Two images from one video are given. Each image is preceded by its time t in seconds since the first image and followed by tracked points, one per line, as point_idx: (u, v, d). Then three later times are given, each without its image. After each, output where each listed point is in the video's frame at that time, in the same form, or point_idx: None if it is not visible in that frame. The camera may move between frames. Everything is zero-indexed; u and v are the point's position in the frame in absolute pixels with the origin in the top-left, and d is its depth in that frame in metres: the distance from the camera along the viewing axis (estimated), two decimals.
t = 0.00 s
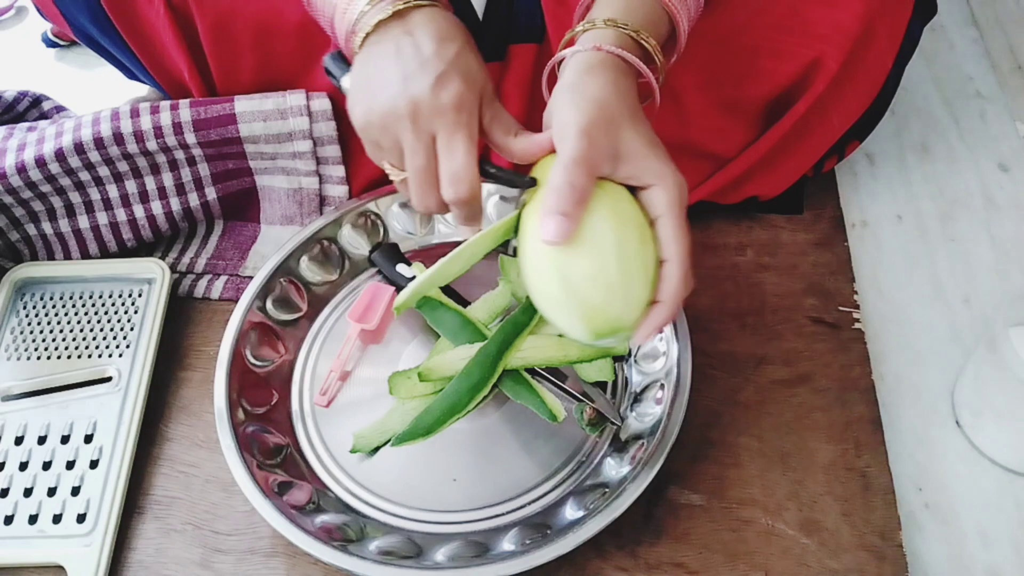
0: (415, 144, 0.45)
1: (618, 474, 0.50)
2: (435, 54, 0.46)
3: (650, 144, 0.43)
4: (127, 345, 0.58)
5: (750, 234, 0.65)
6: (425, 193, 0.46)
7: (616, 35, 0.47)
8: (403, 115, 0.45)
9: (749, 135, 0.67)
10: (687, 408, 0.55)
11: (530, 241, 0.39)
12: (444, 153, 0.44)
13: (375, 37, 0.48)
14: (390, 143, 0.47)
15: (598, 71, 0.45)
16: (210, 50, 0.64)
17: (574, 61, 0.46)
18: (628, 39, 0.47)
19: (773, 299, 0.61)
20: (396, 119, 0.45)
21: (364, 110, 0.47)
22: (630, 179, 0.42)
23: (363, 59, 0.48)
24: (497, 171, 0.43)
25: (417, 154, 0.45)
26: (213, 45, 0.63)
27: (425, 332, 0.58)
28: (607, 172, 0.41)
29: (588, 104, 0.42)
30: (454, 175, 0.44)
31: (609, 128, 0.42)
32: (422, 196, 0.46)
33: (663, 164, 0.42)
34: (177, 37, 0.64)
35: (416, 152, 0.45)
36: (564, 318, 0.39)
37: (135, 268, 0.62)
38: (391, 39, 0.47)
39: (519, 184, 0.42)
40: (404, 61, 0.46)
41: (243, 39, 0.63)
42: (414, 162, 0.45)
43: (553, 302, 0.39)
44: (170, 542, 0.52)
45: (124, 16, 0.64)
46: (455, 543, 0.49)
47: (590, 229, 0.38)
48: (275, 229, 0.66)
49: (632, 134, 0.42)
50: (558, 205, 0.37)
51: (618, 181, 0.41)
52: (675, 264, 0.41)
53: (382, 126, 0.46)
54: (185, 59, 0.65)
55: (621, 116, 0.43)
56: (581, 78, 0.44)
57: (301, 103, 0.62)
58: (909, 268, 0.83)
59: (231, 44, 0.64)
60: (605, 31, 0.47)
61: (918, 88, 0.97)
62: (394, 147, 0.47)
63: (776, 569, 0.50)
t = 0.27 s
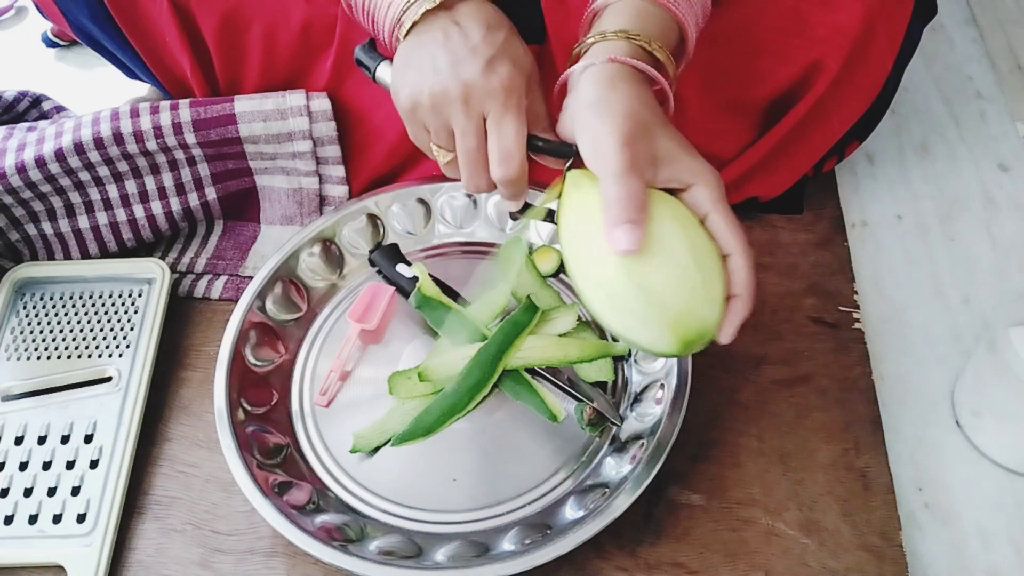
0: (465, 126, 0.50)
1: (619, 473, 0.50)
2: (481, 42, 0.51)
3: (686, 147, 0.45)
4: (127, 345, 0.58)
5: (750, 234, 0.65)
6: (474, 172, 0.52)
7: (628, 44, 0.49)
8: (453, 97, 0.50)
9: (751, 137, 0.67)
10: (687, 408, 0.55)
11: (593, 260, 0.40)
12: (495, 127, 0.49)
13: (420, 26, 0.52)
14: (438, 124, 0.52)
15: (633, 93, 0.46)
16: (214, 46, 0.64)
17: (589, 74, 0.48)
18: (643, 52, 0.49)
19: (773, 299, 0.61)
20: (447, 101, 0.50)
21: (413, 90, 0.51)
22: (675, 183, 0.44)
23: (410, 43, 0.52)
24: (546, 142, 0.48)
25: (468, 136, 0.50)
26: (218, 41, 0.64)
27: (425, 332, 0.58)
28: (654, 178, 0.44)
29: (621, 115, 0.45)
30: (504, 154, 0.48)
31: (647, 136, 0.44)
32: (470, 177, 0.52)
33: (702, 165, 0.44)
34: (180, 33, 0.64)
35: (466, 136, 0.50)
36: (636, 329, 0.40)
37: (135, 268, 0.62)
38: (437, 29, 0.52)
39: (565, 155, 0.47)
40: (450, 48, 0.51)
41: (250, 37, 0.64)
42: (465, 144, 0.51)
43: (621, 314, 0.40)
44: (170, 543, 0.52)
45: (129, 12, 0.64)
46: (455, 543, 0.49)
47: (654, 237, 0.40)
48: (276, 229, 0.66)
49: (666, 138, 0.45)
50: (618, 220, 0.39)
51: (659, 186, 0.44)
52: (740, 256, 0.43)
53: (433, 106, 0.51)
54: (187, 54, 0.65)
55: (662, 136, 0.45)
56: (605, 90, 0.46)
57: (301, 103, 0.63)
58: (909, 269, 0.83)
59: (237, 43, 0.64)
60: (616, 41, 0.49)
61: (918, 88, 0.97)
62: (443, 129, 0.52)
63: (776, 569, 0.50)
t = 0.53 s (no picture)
0: (460, 126, 0.51)
1: (619, 473, 0.50)
2: (466, 30, 0.50)
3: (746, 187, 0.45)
4: (127, 345, 0.58)
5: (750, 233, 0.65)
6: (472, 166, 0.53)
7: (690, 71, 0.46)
8: (447, 96, 0.50)
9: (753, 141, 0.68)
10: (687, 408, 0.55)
11: (689, 262, 0.35)
12: (492, 124, 0.49)
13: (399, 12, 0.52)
14: (432, 120, 0.52)
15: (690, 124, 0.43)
16: (218, 46, 0.64)
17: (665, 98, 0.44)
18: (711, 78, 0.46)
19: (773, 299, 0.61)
20: (440, 101, 0.50)
21: (403, 86, 0.51)
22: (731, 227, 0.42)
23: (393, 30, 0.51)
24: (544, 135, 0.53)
25: (463, 137, 0.51)
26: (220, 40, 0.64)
27: (426, 332, 0.58)
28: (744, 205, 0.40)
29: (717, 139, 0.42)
30: (501, 156, 0.49)
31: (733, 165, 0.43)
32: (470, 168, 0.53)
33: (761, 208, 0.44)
34: (182, 32, 0.64)
35: (461, 133, 0.51)
36: (696, 344, 0.35)
37: (135, 267, 0.62)
38: (420, 14, 0.51)
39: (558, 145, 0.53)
40: (437, 36, 0.50)
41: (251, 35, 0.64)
42: (460, 142, 0.51)
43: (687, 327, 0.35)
44: (170, 543, 0.52)
45: (130, 12, 0.64)
46: (455, 543, 0.49)
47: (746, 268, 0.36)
48: (276, 229, 0.66)
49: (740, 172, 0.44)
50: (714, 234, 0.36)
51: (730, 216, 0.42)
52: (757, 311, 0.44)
53: (426, 104, 0.51)
54: (189, 53, 0.65)
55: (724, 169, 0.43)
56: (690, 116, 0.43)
57: (301, 103, 0.63)
58: (909, 268, 0.83)
59: (239, 41, 0.65)
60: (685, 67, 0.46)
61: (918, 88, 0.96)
62: (437, 123, 0.52)
63: (776, 569, 0.50)
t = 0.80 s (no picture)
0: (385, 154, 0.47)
1: (618, 474, 0.50)
2: (395, 52, 0.49)
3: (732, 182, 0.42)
4: (127, 345, 0.58)
5: (751, 233, 0.65)
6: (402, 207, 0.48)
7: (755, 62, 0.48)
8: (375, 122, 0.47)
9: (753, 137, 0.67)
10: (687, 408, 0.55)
11: (588, 143, 0.38)
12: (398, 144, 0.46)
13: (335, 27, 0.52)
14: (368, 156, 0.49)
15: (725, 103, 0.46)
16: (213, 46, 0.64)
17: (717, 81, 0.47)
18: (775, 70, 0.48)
19: (773, 299, 0.61)
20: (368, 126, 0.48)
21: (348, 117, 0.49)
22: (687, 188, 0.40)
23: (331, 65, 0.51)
24: (468, 160, 0.49)
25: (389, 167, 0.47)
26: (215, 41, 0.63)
27: (426, 333, 0.58)
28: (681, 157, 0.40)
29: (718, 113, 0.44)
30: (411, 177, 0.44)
31: (708, 136, 0.42)
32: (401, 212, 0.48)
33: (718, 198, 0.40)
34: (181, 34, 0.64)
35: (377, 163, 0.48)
36: (554, 225, 0.38)
37: (135, 267, 0.62)
38: (346, 45, 0.51)
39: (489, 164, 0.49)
40: (364, 66, 0.50)
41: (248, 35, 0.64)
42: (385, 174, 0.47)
43: (551, 212, 0.38)
44: (170, 542, 0.52)
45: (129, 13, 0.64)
46: (455, 543, 0.49)
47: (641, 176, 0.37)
48: (275, 229, 0.66)
49: (725, 155, 0.42)
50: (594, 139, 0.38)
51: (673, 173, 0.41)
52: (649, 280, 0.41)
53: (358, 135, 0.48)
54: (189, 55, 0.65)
55: (720, 140, 0.42)
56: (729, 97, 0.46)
57: (301, 103, 0.62)
58: (909, 268, 0.83)
59: (236, 43, 0.64)
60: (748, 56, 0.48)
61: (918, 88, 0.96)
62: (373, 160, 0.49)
63: (776, 569, 0.50)
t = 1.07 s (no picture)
0: (333, 165, 0.49)
1: (618, 473, 0.50)
2: (343, 58, 0.48)
3: (667, 146, 0.45)
4: (127, 345, 0.58)
5: (751, 233, 0.65)
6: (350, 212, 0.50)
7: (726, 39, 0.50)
8: (315, 134, 0.48)
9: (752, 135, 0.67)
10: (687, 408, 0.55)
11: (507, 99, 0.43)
12: (354, 155, 0.47)
13: (279, 34, 0.51)
14: (308, 161, 0.51)
15: (696, 67, 0.48)
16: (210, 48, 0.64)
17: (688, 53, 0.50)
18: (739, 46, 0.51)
19: (773, 299, 0.61)
20: (309, 136, 0.48)
21: (277, 125, 0.50)
22: (616, 146, 0.45)
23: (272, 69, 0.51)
24: (416, 166, 0.42)
25: (337, 174, 0.49)
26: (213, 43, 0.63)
27: (426, 333, 0.58)
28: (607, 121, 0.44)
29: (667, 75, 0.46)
30: (359, 186, 0.45)
31: (653, 100, 0.44)
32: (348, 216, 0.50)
33: (647, 164, 0.45)
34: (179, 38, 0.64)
35: (334, 172, 0.49)
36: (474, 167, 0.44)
37: (135, 267, 0.62)
38: (293, 47, 0.50)
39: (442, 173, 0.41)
40: (311, 71, 0.49)
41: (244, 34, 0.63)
42: (336, 183, 0.49)
43: (492, 156, 0.43)
44: (170, 543, 0.52)
45: (125, 18, 0.64)
46: (455, 543, 0.49)
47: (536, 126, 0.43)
48: (276, 230, 0.66)
49: (661, 117, 0.45)
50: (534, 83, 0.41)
51: (606, 133, 0.45)
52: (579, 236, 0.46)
53: (297, 143, 0.49)
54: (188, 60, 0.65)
55: (660, 100, 0.45)
56: (684, 63, 0.47)
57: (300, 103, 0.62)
58: (909, 268, 0.83)
59: (232, 44, 0.64)
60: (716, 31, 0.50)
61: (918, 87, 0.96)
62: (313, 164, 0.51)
63: (776, 569, 0.50)
